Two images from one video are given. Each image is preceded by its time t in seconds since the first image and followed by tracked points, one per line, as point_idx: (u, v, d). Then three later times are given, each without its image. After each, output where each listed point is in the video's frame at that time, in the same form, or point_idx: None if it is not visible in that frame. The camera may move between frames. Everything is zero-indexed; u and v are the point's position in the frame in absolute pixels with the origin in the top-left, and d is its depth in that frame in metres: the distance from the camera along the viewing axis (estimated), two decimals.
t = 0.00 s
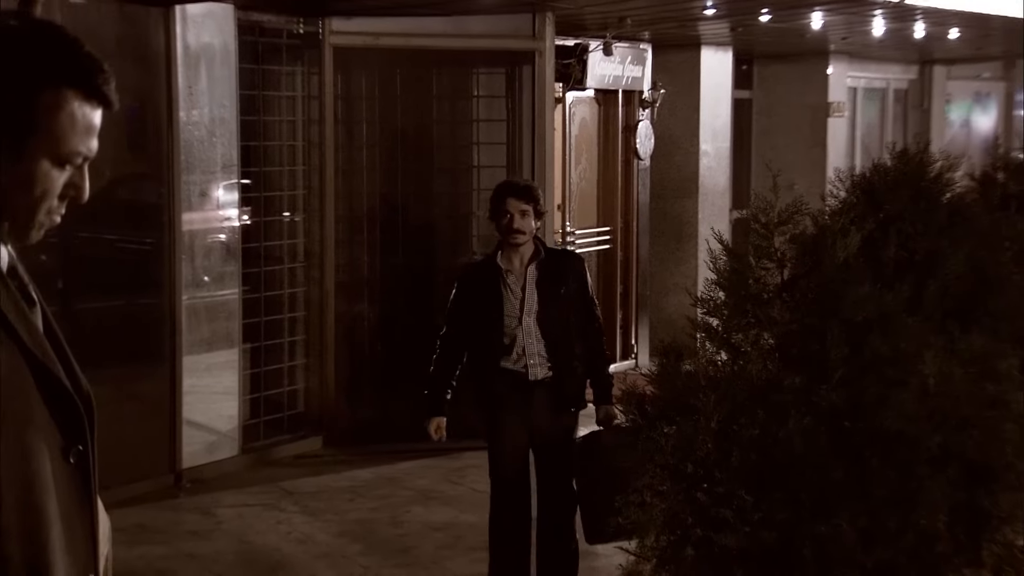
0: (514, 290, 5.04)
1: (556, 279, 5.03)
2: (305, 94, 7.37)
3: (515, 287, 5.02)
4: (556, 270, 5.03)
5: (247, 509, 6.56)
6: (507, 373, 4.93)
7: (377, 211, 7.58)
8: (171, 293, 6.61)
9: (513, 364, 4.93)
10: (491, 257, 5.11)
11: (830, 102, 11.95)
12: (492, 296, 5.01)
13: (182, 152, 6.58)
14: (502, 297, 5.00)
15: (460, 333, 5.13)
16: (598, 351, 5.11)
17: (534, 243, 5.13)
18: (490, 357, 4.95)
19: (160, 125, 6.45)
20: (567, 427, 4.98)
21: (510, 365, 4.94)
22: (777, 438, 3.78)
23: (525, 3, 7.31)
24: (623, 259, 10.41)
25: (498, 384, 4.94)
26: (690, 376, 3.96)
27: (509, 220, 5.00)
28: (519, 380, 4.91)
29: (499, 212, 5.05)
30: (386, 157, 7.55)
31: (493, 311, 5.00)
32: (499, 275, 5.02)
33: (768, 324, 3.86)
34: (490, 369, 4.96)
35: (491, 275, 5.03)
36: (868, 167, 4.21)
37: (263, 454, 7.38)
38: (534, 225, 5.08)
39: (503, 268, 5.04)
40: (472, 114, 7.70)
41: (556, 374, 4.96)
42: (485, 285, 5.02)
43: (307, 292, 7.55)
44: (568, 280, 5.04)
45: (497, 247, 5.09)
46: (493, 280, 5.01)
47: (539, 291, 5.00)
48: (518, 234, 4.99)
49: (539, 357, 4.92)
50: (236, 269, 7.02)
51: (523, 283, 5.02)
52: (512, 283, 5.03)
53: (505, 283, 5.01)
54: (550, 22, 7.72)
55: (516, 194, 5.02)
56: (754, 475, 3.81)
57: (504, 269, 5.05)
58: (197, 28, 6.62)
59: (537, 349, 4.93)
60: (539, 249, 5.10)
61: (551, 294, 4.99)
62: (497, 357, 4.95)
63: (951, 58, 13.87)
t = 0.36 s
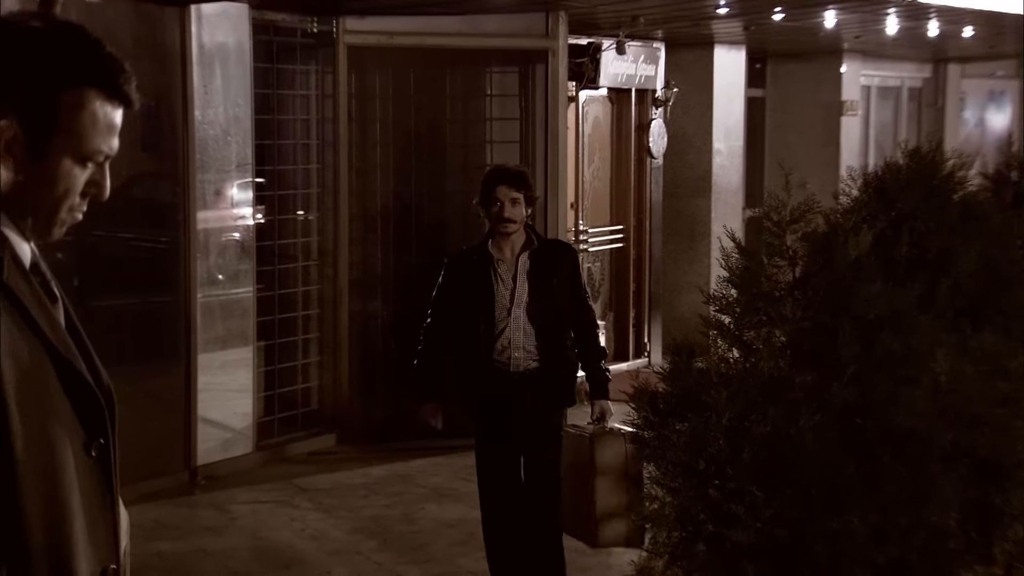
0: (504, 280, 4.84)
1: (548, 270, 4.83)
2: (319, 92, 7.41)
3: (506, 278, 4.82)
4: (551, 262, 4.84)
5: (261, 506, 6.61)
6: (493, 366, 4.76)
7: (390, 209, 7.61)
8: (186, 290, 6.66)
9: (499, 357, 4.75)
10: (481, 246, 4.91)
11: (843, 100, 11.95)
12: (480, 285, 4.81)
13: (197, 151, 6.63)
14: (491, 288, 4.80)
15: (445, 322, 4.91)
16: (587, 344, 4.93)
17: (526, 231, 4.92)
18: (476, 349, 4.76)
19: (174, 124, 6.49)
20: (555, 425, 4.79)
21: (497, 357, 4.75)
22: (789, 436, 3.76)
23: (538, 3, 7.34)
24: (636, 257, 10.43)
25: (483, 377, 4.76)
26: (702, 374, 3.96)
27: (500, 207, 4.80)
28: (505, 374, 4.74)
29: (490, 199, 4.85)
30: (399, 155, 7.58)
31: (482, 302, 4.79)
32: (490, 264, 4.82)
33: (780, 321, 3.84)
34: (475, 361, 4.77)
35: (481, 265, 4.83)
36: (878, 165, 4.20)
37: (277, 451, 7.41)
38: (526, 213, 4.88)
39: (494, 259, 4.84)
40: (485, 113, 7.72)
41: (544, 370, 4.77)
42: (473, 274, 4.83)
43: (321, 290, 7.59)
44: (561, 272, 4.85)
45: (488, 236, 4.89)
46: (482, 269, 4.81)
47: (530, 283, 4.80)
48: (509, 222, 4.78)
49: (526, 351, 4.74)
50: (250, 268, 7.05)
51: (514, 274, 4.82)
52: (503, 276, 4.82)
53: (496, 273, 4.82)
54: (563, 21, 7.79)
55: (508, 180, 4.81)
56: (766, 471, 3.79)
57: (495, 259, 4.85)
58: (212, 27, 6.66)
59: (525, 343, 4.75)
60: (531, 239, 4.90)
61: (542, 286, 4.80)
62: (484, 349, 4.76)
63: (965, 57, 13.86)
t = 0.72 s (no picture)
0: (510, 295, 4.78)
1: (555, 287, 4.75)
2: (334, 92, 7.46)
3: (512, 293, 4.76)
4: (557, 280, 4.76)
5: (277, 503, 6.65)
6: (489, 381, 4.67)
7: (405, 208, 7.65)
8: (203, 288, 6.71)
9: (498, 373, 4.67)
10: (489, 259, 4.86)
11: (858, 99, 11.94)
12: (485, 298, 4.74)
13: (213, 151, 6.67)
14: (496, 302, 4.74)
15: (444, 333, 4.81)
16: (589, 369, 4.78)
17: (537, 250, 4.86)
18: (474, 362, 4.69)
19: (191, 124, 6.54)
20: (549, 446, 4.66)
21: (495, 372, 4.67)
22: (802, 434, 3.78)
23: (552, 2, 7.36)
24: (650, 257, 10.44)
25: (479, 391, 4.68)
26: (716, 370, 3.99)
27: (512, 220, 4.79)
28: (501, 390, 4.65)
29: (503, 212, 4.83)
30: (414, 155, 7.62)
31: (484, 315, 4.73)
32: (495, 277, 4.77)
33: (793, 320, 3.86)
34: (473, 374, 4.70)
35: (488, 277, 4.77)
36: (894, 165, 4.20)
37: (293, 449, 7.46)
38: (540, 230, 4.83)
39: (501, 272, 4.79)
40: (500, 112, 7.76)
41: (543, 389, 4.67)
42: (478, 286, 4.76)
43: (336, 289, 7.63)
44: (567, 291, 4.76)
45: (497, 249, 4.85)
46: (487, 282, 4.75)
47: (535, 299, 4.72)
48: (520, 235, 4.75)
49: (524, 368, 4.66)
50: (265, 267, 7.09)
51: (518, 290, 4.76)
52: (508, 292, 4.78)
53: (501, 286, 4.77)
54: (578, 20, 7.84)
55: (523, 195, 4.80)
56: (779, 469, 3.81)
57: (501, 273, 4.80)
58: (229, 27, 6.70)
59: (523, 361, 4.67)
60: (540, 257, 4.83)
61: (547, 303, 4.72)
62: (483, 364, 4.67)
63: (981, 55, 13.83)
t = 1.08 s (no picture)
0: (511, 296, 4.63)
1: (552, 291, 4.67)
2: (348, 92, 7.49)
3: (515, 296, 4.63)
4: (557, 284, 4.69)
5: (291, 501, 6.69)
6: (498, 391, 4.54)
7: (418, 208, 7.68)
8: (217, 288, 6.74)
9: (506, 382, 4.55)
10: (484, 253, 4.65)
11: (872, 99, 11.93)
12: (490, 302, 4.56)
13: (228, 151, 6.72)
14: (502, 306, 4.58)
15: (447, 341, 4.56)
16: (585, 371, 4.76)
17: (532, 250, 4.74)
18: (481, 371, 4.52)
19: (206, 125, 6.59)
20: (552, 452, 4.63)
21: (506, 382, 4.55)
22: (813, 431, 3.78)
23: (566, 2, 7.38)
24: (663, 256, 10.45)
25: (487, 401, 4.52)
26: (727, 369, 4.01)
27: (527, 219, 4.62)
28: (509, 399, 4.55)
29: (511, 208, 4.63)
30: (427, 155, 7.65)
31: (493, 320, 4.54)
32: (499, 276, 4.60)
33: (805, 319, 3.87)
34: (479, 383, 4.52)
35: (490, 280, 4.58)
36: (904, 164, 4.21)
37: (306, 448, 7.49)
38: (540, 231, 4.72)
39: (503, 271, 4.63)
40: (513, 112, 7.78)
41: (548, 395, 4.61)
42: (483, 287, 4.55)
43: (350, 288, 7.67)
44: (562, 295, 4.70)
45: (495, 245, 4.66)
46: (495, 283, 4.57)
47: (539, 304, 4.64)
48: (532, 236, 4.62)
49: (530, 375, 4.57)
50: (278, 267, 7.11)
51: (523, 293, 4.65)
52: (512, 294, 4.63)
53: (505, 286, 4.61)
54: (591, 20, 7.83)
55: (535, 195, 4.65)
56: (790, 466, 3.83)
57: (501, 270, 4.64)
58: (243, 28, 6.74)
59: (529, 369, 4.57)
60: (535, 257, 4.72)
61: (549, 308, 4.65)
62: (491, 374, 4.51)
63: (997, 54, 13.79)
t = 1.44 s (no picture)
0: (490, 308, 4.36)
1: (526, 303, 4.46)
2: (362, 91, 7.49)
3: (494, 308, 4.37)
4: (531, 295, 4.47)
5: (305, 500, 6.71)
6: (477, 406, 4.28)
7: (432, 207, 7.70)
8: (233, 287, 6.78)
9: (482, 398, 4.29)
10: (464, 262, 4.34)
11: (887, 98, 11.91)
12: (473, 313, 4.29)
13: (244, 151, 6.75)
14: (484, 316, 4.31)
15: (425, 353, 4.26)
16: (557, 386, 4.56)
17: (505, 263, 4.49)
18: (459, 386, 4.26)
19: (221, 125, 6.63)
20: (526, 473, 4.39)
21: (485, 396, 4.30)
22: (827, 429, 3.79)
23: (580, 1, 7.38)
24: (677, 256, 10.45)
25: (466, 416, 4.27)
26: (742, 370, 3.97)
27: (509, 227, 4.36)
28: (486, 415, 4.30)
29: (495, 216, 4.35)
30: (441, 154, 7.66)
31: (475, 333, 4.27)
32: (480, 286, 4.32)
33: (820, 317, 3.84)
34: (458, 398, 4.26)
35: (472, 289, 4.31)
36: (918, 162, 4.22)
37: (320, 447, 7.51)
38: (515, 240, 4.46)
39: (483, 281, 4.35)
40: (528, 111, 7.78)
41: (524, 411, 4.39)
42: (466, 297, 4.27)
43: (364, 287, 7.68)
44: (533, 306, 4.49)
45: (474, 254, 4.37)
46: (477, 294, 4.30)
47: (517, 318, 4.41)
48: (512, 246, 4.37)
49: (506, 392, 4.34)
50: (293, 266, 7.12)
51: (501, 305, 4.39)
52: (494, 305, 4.37)
53: (485, 297, 4.34)
54: (605, 20, 7.79)
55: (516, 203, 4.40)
56: (803, 464, 3.82)
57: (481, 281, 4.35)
58: (258, 27, 6.77)
59: (507, 385, 4.35)
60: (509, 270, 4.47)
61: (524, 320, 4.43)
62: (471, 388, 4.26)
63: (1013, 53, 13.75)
